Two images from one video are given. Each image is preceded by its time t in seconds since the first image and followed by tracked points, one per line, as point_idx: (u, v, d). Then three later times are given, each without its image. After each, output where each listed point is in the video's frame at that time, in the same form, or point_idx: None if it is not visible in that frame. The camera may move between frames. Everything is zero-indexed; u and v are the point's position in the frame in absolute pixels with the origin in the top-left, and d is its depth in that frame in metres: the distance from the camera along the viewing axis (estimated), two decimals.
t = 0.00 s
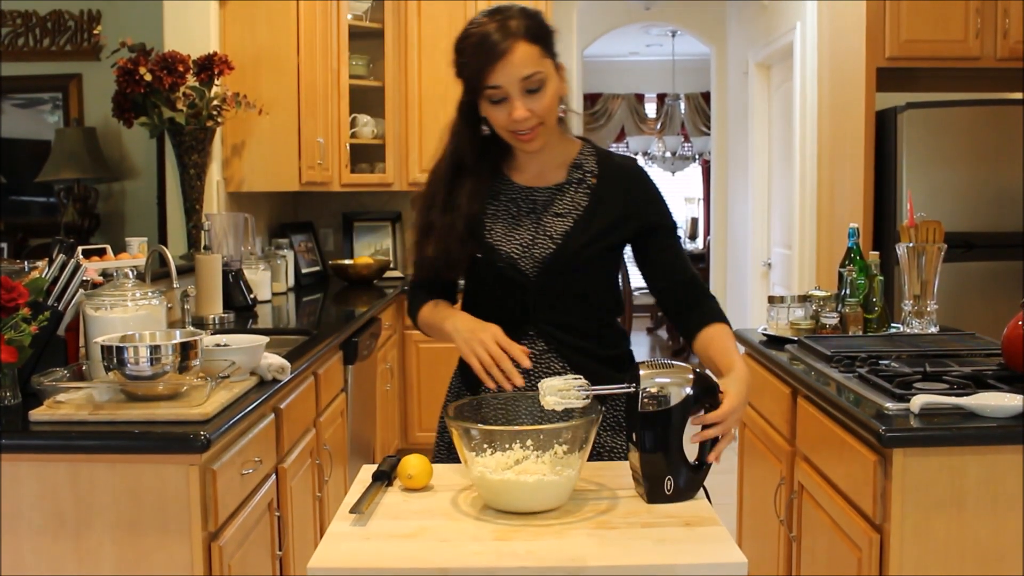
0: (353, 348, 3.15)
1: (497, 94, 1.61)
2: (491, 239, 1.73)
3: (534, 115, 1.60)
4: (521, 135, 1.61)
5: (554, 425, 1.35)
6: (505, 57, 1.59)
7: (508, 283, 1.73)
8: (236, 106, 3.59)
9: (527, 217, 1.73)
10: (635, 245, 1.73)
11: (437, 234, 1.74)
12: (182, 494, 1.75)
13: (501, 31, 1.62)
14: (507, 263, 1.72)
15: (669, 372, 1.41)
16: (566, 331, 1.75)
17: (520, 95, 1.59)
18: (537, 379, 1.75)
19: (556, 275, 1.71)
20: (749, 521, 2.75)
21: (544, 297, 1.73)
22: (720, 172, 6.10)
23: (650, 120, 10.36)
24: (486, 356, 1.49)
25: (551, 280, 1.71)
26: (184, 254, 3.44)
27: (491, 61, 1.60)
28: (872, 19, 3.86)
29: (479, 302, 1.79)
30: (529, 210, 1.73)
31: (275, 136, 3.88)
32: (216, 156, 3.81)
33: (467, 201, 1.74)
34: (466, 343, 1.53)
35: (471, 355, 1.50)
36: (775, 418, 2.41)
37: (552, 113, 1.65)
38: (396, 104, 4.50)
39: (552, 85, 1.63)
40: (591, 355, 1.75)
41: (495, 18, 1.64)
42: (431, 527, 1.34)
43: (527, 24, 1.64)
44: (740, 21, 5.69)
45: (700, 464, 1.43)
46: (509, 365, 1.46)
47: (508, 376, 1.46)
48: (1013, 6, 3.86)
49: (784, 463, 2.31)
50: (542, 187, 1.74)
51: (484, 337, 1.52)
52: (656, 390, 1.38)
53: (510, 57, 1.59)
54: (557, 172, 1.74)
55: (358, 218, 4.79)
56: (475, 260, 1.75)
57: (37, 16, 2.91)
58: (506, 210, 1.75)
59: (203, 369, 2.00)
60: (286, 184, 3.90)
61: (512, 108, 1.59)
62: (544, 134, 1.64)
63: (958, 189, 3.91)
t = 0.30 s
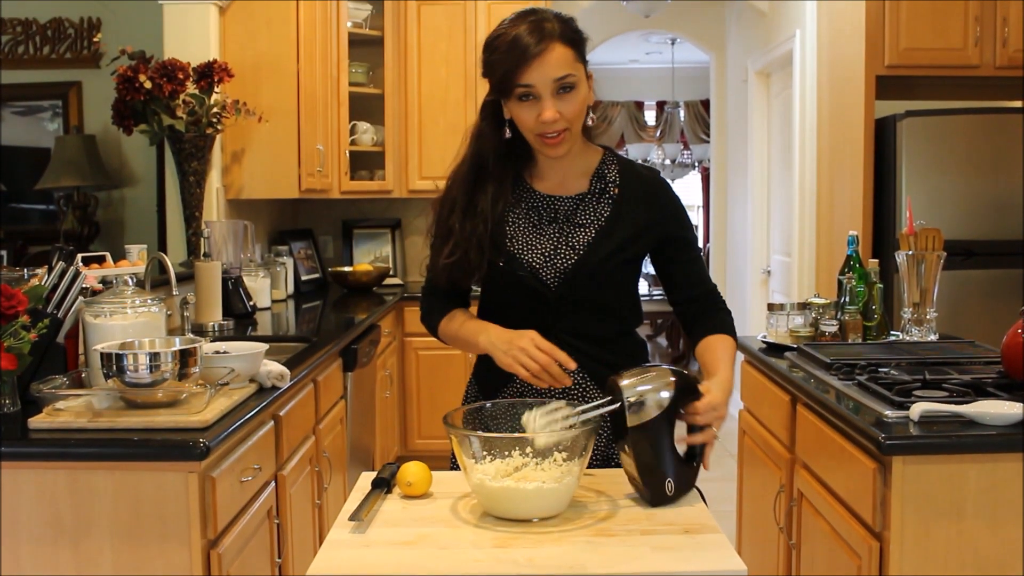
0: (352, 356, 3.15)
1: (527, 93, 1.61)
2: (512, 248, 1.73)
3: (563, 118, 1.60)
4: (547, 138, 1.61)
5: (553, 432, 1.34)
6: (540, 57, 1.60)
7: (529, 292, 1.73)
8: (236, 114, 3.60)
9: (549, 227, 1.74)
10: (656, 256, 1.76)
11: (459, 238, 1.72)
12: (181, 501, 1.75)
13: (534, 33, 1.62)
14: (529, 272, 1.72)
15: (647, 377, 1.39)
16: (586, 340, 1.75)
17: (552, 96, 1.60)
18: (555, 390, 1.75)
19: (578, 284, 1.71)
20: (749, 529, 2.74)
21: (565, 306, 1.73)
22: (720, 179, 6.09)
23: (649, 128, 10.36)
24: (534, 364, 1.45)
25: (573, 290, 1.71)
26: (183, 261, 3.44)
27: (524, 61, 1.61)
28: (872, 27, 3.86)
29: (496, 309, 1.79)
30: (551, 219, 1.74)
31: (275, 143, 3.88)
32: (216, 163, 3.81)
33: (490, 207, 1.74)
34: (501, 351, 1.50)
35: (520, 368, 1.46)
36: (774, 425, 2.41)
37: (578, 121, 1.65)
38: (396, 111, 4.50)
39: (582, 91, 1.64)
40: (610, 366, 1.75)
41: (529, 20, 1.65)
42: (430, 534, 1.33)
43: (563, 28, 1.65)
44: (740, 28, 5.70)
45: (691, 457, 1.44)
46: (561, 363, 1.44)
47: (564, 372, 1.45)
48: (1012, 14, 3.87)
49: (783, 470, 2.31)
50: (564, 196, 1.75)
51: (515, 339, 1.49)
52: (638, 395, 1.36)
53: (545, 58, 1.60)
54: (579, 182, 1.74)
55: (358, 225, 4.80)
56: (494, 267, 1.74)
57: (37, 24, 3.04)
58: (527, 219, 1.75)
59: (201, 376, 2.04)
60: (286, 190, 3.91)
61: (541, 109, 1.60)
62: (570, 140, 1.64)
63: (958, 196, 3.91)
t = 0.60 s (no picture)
0: (352, 357, 3.16)
1: (523, 91, 1.61)
2: (513, 249, 1.73)
3: (558, 117, 1.61)
4: (542, 137, 1.62)
5: (553, 432, 1.33)
6: (537, 56, 1.60)
7: (532, 292, 1.73)
8: (235, 115, 3.60)
9: (549, 225, 1.73)
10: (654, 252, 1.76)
11: (460, 240, 1.71)
12: (181, 502, 1.75)
13: (531, 32, 1.62)
14: (531, 271, 1.72)
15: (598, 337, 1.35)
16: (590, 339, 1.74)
17: (547, 94, 1.60)
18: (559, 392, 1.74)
19: (580, 283, 1.71)
20: (748, 529, 2.74)
21: (567, 304, 1.73)
22: (720, 180, 6.09)
23: (650, 129, 10.34)
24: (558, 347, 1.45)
25: (575, 290, 1.71)
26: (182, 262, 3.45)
27: (520, 59, 1.60)
28: (871, 28, 3.86)
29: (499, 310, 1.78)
30: (551, 217, 1.74)
31: (274, 144, 3.88)
32: (216, 164, 3.81)
33: (491, 209, 1.73)
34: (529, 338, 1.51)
35: (552, 349, 1.46)
36: (773, 426, 2.41)
37: (572, 122, 1.65)
38: (396, 112, 4.51)
39: (578, 90, 1.64)
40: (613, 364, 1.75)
41: (527, 19, 1.64)
42: (430, 535, 1.33)
43: (561, 28, 1.65)
44: (739, 29, 5.70)
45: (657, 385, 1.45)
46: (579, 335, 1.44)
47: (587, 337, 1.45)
48: (1012, 16, 3.87)
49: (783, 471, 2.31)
50: (563, 194, 1.74)
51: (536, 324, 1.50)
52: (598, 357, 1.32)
53: (541, 56, 1.60)
54: (577, 179, 1.74)
55: (357, 226, 4.80)
56: (496, 268, 1.73)
57: (37, 25, 2.97)
58: (527, 218, 1.74)
59: (201, 377, 2.05)
60: (285, 191, 3.91)
61: (537, 107, 1.60)
62: (564, 139, 1.65)
63: (957, 198, 3.91)
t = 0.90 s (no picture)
0: (352, 356, 3.16)
1: (521, 94, 1.61)
2: (513, 240, 1.72)
3: (555, 120, 1.61)
4: (540, 138, 1.62)
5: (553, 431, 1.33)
6: (534, 59, 1.60)
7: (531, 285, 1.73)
8: (235, 113, 3.60)
9: (548, 219, 1.73)
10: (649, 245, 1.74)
11: (460, 233, 1.72)
12: (181, 500, 1.75)
13: (531, 34, 1.61)
14: (531, 263, 1.72)
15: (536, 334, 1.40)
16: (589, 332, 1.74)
17: (544, 98, 1.60)
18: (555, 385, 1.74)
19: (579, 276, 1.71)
20: (749, 528, 2.74)
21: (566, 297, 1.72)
22: (720, 179, 6.09)
23: (650, 128, 10.36)
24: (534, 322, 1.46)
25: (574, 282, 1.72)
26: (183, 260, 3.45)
27: (519, 61, 1.60)
28: (872, 26, 3.86)
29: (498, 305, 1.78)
30: (550, 210, 1.74)
31: (274, 143, 3.88)
32: (216, 163, 3.81)
33: (490, 201, 1.73)
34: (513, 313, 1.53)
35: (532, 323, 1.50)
36: (773, 425, 2.41)
37: (572, 123, 1.65)
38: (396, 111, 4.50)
39: (576, 93, 1.64)
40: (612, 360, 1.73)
41: (526, 21, 1.64)
42: (430, 533, 1.33)
43: (560, 30, 1.64)
44: (740, 28, 5.70)
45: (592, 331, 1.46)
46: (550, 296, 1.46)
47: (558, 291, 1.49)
48: (1012, 14, 3.87)
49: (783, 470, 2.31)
50: (562, 188, 1.74)
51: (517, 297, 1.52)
52: (545, 352, 1.38)
53: (540, 60, 1.60)
54: (576, 174, 1.74)
55: (358, 224, 4.80)
56: (496, 260, 1.73)
57: (37, 24, 3.00)
58: (526, 211, 1.74)
59: (201, 376, 2.05)
60: (285, 190, 3.91)
61: (534, 111, 1.61)
62: (562, 140, 1.65)
63: (957, 196, 3.91)
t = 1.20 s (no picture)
0: (352, 354, 3.16)
1: (526, 90, 1.62)
2: (513, 235, 1.72)
3: (558, 117, 1.61)
4: (541, 135, 1.62)
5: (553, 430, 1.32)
6: (539, 56, 1.60)
7: (529, 281, 1.72)
8: (236, 112, 3.60)
9: (548, 216, 1.73)
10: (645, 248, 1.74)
11: (461, 224, 1.73)
12: (182, 499, 1.75)
13: (537, 31, 1.62)
14: (529, 260, 1.71)
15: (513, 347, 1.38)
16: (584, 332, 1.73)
17: (547, 94, 1.61)
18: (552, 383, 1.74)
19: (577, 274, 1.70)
20: (749, 526, 2.75)
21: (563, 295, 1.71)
22: (721, 177, 6.10)
23: (650, 126, 10.37)
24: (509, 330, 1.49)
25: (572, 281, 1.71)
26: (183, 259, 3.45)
27: (523, 58, 1.61)
28: (873, 24, 3.86)
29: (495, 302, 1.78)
30: (551, 208, 1.74)
31: (275, 141, 3.88)
32: (216, 161, 3.81)
33: (493, 195, 1.74)
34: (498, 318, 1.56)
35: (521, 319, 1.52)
36: (774, 422, 2.41)
37: (575, 121, 1.64)
38: (396, 109, 4.50)
39: (581, 90, 1.64)
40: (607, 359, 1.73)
41: (534, 17, 1.64)
42: (431, 531, 1.33)
43: (568, 27, 1.64)
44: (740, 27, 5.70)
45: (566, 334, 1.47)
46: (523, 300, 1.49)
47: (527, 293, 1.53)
48: (1013, 12, 3.86)
49: (784, 468, 2.31)
50: (564, 187, 1.75)
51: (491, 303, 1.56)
52: (526, 362, 1.35)
53: (545, 56, 1.60)
54: (578, 173, 1.74)
55: (358, 223, 4.80)
56: (495, 255, 1.73)
57: (37, 22, 2.84)
58: (528, 207, 1.75)
59: (203, 374, 2.04)
60: (286, 189, 3.91)
61: (537, 106, 1.61)
62: (565, 139, 1.65)
63: (958, 195, 3.91)
